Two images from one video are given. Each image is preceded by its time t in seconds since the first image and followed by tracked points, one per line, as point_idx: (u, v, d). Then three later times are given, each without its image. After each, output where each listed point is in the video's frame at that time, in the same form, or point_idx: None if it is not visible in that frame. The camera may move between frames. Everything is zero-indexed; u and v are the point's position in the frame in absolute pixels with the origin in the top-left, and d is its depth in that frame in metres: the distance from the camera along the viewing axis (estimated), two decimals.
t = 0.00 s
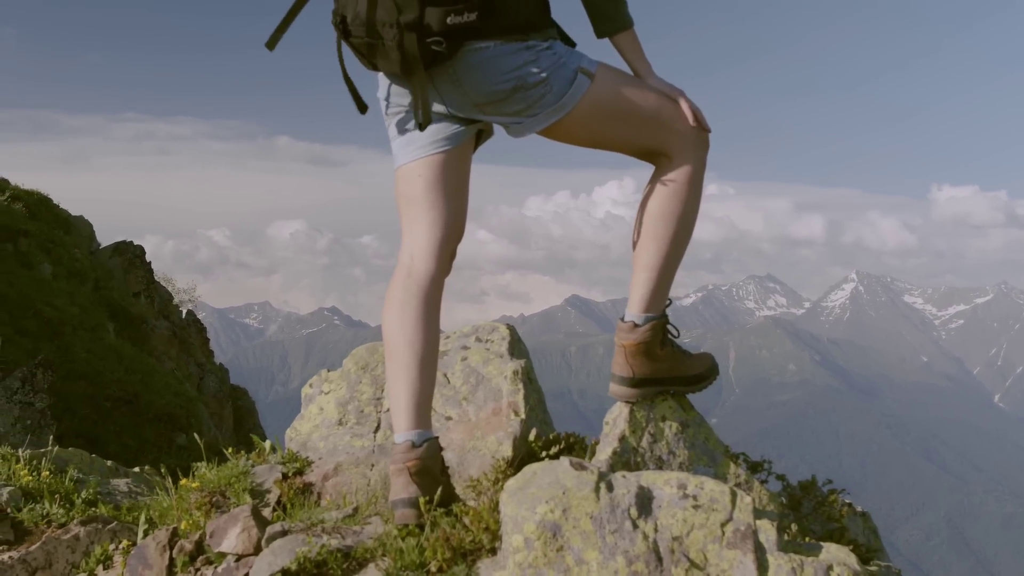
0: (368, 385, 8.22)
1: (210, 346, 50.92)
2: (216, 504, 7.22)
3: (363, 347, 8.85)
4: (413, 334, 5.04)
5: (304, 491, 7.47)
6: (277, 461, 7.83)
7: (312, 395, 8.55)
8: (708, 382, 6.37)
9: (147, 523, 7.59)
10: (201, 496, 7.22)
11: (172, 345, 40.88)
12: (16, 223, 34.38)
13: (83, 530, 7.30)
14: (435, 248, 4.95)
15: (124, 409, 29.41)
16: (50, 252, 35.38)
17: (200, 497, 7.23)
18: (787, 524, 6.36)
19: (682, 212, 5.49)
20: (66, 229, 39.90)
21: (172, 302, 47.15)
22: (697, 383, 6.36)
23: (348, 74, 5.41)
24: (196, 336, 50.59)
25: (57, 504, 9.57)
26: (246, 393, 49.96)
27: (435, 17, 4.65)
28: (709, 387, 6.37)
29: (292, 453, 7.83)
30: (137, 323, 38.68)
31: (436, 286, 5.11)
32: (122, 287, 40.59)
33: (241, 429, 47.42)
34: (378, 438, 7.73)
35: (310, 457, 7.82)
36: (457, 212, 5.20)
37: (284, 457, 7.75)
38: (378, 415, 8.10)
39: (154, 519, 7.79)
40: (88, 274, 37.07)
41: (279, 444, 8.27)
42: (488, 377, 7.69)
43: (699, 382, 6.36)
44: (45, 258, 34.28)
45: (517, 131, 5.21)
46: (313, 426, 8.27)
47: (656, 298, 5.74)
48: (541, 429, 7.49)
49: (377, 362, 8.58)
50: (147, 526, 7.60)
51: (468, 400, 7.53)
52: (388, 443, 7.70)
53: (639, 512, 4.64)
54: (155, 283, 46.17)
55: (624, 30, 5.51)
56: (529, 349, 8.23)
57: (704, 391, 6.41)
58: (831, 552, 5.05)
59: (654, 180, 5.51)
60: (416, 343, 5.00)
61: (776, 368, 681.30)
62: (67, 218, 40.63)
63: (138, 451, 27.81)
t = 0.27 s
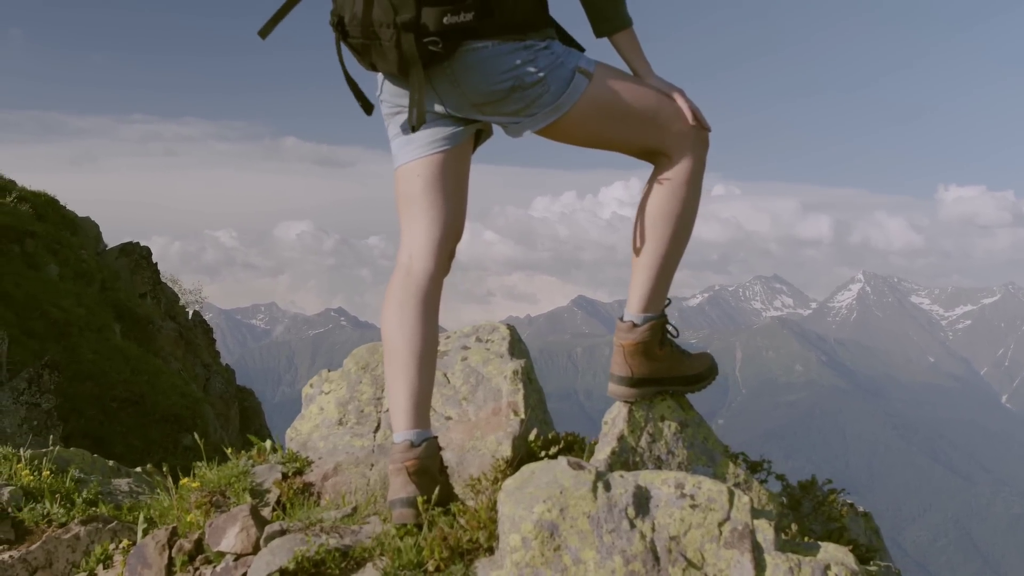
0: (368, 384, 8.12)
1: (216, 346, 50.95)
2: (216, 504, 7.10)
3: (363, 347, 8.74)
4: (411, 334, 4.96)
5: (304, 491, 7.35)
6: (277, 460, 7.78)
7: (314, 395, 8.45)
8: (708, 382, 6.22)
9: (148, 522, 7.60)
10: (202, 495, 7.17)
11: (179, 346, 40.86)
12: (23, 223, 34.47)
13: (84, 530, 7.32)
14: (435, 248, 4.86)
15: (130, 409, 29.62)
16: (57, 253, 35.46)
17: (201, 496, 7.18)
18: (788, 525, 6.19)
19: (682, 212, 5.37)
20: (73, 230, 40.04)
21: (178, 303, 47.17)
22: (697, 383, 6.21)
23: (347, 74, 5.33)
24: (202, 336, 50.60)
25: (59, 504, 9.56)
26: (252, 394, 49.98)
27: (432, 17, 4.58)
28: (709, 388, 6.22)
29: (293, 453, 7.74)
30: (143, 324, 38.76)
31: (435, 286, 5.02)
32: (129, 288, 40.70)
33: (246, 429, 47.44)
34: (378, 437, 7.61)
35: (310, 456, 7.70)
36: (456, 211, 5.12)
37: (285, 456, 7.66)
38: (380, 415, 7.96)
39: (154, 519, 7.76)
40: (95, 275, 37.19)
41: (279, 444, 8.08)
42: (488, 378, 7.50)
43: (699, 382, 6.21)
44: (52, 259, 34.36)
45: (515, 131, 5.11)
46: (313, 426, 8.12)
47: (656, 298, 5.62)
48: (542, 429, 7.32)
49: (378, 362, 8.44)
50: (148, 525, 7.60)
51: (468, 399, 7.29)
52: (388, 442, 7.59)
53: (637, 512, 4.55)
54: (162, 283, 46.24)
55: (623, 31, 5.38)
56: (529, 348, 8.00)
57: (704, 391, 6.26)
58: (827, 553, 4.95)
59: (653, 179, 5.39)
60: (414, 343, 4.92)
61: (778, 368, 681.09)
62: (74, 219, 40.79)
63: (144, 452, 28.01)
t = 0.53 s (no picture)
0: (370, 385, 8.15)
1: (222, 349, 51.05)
2: (218, 505, 6.99)
3: (365, 348, 8.78)
4: (411, 333, 4.95)
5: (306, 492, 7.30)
6: (279, 461, 7.65)
7: (315, 396, 8.50)
8: (708, 382, 6.23)
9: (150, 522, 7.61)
10: (203, 496, 7.03)
11: (186, 348, 40.96)
12: (30, 226, 34.65)
13: (86, 530, 7.34)
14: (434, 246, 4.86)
15: (138, 411, 29.78)
16: (63, 255, 35.62)
17: (202, 498, 7.04)
18: (787, 523, 6.23)
19: (682, 212, 5.37)
20: (80, 233, 40.25)
21: (185, 305, 47.30)
22: (697, 383, 6.21)
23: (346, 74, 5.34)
24: (209, 338, 50.73)
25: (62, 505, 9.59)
26: (259, 397, 50.02)
27: (430, 18, 4.60)
28: (708, 388, 6.23)
29: (295, 453, 7.68)
30: (150, 326, 38.92)
31: (435, 286, 5.02)
32: (136, 290, 40.84)
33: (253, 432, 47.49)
34: (380, 437, 7.65)
35: (312, 457, 7.68)
36: (456, 212, 5.11)
37: (287, 458, 7.57)
38: (381, 415, 8.01)
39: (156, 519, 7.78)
40: (101, 278, 37.35)
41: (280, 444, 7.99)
42: (489, 378, 7.51)
43: (698, 383, 6.21)
44: (59, 261, 34.52)
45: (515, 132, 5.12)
46: (315, 426, 8.14)
47: (656, 298, 5.61)
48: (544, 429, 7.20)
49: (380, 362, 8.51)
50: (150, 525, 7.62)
51: (469, 400, 7.32)
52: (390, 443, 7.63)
53: (636, 512, 4.58)
54: (168, 286, 46.39)
55: (621, 31, 5.38)
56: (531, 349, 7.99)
57: (704, 391, 6.26)
58: (827, 553, 4.99)
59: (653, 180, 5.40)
60: (414, 342, 4.91)
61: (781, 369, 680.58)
62: (81, 221, 41.01)
63: (151, 453, 28.07)
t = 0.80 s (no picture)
0: (375, 388, 8.22)
1: (232, 352, 51.23)
2: (224, 507, 7.07)
3: (371, 350, 8.83)
4: (415, 335, 4.90)
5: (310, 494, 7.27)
6: (285, 463, 7.69)
7: (321, 399, 8.55)
8: (712, 384, 6.17)
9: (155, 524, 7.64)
10: (208, 498, 7.07)
11: (195, 351, 41.09)
12: (40, 229, 34.87)
13: (91, 533, 7.41)
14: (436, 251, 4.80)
15: (148, 415, 29.87)
16: (73, 259, 35.83)
17: (207, 500, 7.09)
18: (791, 523, 6.19)
19: (684, 215, 5.32)
20: (90, 236, 40.51)
21: (195, 308, 47.49)
22: (701, 385, 6.14)
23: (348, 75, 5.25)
24: (219, 341, 50.91)
25: (67, 507, 9.65)
26: (268, 399, 50.09)
27: (435, 21, 4.55)
28: (713, 390, 6.16)
29: (299, 455, 7.71)
30: (159, 329, 39.07)
31: (439, 288, 4.96)
32: (145, 293, 41.01)
33: (262, 434, 47.60)
34: (385, 440, 7.68)
35: (317, 459, 7.72)
36: (460, 214, 5.06)
37: (292, 459, 7.61)
38: (386, 418, 8.03)
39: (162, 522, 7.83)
40: (111, 281, 37.56)
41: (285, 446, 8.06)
42: (493, 381, 7.43)
43: (703, 385, 6.14)
44: (68, 265, 34.72)
45: (518, 134, 5.08)
46: (320, 428, 8.20)
47: (659, 300, 5.54)
48: (549, 432, 7.13)
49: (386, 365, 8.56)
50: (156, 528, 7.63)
51: (474, 403, 7.23)
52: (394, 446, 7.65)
53: (639, 514, 4.54)
54: (178, 289, 46.61)
55: (624, 32, 5.35)
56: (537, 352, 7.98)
57: (708, 393, 6.19)
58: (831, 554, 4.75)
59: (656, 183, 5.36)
60: (417, 345, 4.86)
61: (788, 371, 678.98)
62: (91, 225, 41.28)
63: (160, 456, 28.15)
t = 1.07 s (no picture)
0: (384, 392, 8.21)
1: (246, 355, 51.49)
2: (234, 509, 7.20)
3: (380, 354, 8.83)
4: (423, 337, 4.89)
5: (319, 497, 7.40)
6: (294, 466, 7.80)
7: (330, 401, 8.51)
8: (721, 387, 6.01)
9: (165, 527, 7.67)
10: (219, 501, 7.17)
11: (209, 355, 41.29)
12: (56, 234, 35.19)
13: (102, 535, 7.53)
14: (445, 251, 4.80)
15: (162, 418, 29.99)
16: (89, 263, 36.10)
17: (218, 502, 7.20)
18: (800, 528, 6.10)
19: (691, 218, 5.26)
20: (105, 240, 40.87)
21: (209, 312, 47.76)
22: (709, 388, 5.97)
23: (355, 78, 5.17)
24: (234, 345, 51.18)
25: (77, 509, 9.74)
26: (283, 403, 50.27)
27: (444, 25, 4.49)
28: (721, 393, 6.00)
29: (309, 458, 7.83)
30: (174, 333, 39.30)
31: (446, 291, 4.97)
32: (160, 297, 41.29)
33: (276, 438, 47.79)
34: (395, 443, 7.69)
35: (326, 463, 7.79)
36: (467, 218, 5.07)
37: (302, 462, 7.73)
38: (395, 421, 8.01)
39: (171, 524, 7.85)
40: (126, 285, 37.85)
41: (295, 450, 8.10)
42: (502, 385, 7.43)
43: (711, 388, 5.97)
44: (83, 269, 35.01)
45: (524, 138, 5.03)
46: (330, 432, 8.16)
47: (666, 303, 5.46)
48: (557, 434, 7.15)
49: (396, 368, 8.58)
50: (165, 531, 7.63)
51: (483, 406, 7.24)
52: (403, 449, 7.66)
53: (647, 518, 4.45)
54: (192, 293, 46.92)
55: (631, 37, 5.29)
56: (547, 356, 7.92)
57: (717, 396, 6.03)
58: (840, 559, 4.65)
59: (663, 186, 5.29)
60: (425, 347, 4.85)
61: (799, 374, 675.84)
62: (106, 229, 41.65)
63: (175, 460, 28.30)
